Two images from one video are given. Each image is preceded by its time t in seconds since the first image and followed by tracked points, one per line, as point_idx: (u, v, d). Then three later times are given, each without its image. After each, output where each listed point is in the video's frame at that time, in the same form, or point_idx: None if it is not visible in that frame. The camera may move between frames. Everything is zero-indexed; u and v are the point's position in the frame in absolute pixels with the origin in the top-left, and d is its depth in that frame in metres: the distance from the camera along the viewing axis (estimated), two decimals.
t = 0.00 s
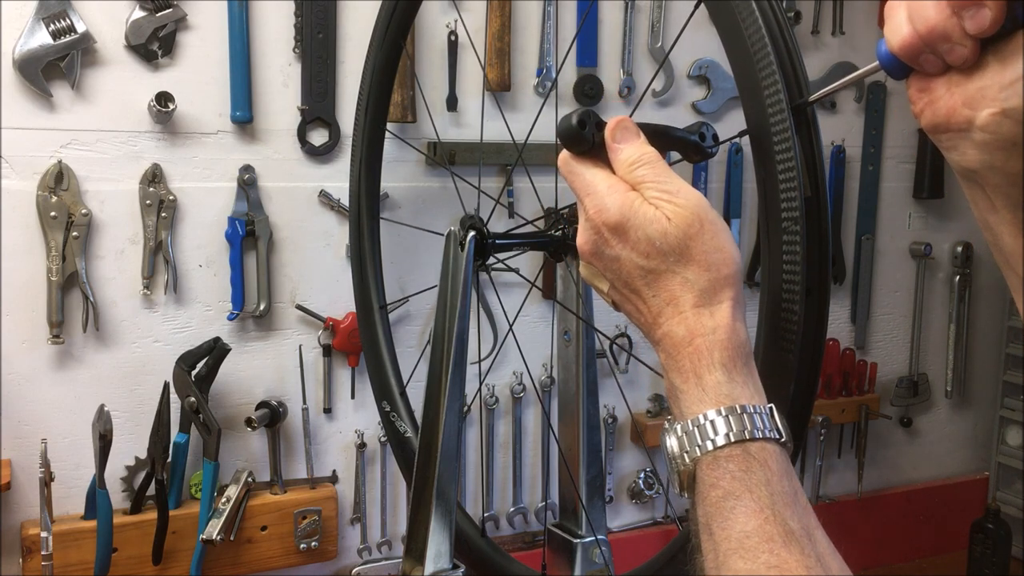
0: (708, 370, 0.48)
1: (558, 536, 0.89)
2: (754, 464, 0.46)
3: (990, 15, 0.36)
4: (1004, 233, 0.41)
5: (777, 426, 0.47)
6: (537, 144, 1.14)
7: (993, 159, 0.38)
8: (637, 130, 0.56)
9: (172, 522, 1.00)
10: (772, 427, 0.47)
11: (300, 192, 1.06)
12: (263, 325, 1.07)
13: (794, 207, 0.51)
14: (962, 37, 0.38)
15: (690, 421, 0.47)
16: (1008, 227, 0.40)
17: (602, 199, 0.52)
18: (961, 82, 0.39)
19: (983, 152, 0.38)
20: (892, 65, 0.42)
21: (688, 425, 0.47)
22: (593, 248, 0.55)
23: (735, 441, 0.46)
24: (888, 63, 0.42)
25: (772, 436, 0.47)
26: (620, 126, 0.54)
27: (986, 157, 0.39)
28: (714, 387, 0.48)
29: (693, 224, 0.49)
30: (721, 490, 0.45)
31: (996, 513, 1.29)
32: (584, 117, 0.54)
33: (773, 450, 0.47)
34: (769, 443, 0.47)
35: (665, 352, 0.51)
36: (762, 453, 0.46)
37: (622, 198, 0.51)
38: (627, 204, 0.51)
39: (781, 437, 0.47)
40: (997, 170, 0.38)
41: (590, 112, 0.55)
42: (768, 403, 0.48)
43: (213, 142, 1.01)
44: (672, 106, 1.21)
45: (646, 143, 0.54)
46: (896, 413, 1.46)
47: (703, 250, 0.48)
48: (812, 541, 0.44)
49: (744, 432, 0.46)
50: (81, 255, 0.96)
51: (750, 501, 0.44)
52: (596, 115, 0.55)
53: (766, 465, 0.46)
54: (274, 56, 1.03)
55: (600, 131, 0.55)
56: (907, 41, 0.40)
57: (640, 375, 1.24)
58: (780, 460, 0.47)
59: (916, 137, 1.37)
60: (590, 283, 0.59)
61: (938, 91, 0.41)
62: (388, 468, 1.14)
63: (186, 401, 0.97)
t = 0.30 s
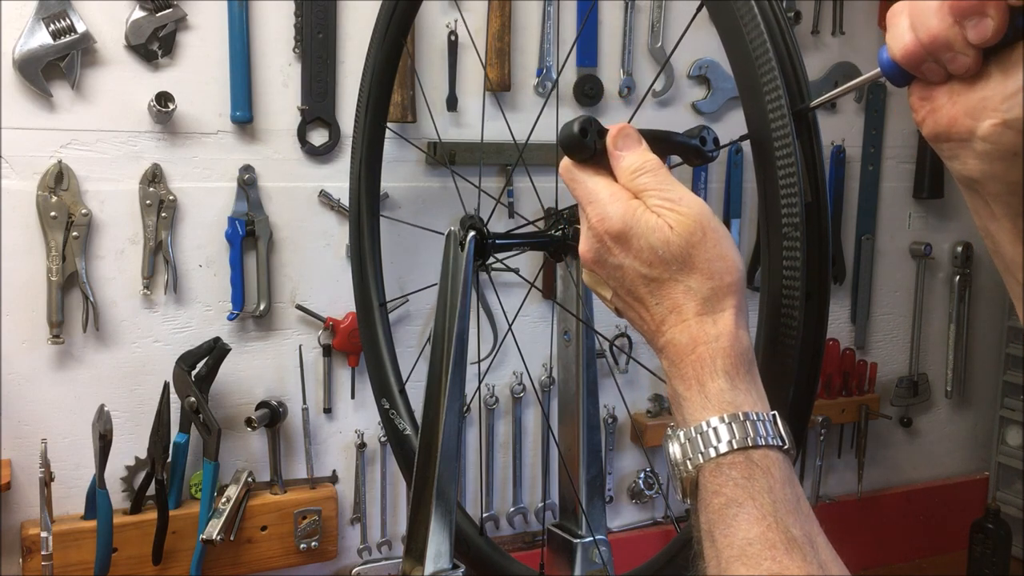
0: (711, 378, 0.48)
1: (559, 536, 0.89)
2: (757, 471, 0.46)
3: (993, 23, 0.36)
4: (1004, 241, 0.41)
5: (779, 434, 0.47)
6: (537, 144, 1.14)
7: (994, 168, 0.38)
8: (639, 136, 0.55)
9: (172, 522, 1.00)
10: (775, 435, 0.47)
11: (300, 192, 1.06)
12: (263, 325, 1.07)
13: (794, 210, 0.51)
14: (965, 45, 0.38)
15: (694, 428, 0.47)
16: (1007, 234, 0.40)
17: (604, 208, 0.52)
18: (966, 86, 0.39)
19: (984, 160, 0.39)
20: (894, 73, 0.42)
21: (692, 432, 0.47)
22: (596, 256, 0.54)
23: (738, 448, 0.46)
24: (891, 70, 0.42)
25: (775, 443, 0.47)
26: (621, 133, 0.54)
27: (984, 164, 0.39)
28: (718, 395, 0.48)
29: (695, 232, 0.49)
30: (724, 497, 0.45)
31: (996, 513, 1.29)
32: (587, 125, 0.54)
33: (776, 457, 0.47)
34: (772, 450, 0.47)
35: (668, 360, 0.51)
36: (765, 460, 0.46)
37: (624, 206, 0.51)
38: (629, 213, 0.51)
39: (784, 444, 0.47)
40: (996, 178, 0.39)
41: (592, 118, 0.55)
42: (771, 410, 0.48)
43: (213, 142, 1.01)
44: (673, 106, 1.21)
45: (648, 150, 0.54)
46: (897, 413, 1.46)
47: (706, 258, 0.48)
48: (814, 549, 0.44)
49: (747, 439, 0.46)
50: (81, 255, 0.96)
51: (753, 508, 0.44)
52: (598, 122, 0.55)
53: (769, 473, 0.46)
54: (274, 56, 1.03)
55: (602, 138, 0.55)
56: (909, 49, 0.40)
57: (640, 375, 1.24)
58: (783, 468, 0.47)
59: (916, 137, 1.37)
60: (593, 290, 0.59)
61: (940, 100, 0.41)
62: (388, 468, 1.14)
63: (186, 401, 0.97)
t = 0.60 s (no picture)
0: (695, 385, 0.47)
1: (558, 536, 0.89)
2: (743, 480, 0.46)
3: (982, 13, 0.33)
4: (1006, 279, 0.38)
5: (765, 441, 0.47)
6: (537, 144, 1.14)
7: (993, 203, 0.35)
8: (637, 129, 0.54)
9: (172, 522, 1.00)
10: (761, 443, 0.47)
11: (300, 192, 1.06)
12: (263, 325, 1.07)
13: (794, 210, 0.51)
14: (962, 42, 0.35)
15: (679, 437, 0.47)
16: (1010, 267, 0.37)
17: (579, 214, 0.51)
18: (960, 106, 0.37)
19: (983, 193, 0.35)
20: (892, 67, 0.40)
21: (677, 441, 0.47)
22: (575, 263, 0.53)
23: (724, 457, 0.46)
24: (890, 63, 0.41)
25: (761, 451, 0.47)
26: (621, 124, 0.53)
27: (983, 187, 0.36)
28: (703, 403, 0.47)
29: (673, 233, 0.47)
30: (710, 508, 0.45)
31: (997, 513, 1.29)
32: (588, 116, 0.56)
33: (762, 465, 0.47)
34: (758, 459, 0.47)
35: (652, 367, 0.50)
36: (751, 469, 0.46)
37: (598, 210, 0.50)
38: (603, 217, 0.50)
39: (770, 452, 0.47)
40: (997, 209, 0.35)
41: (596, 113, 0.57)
42: (756, 417, 0.48)
43: (213, 142, 1.01)
44: (672, 106, 1.21)
45: (643, 143, 0.52)
46: (897, 413, 1.46)
47: (684, 259, 0.47)
48: (804, 555, 0.44)
49: (733, 447, 0.46)
50: (81, 255, 0.96)
51: (739, 518, 0.44)
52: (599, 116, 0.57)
53: (755, 482, 0.46)
54: (274, 56, 1.03)
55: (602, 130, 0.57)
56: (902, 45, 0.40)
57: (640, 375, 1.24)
58: (769, 477, 0.47)
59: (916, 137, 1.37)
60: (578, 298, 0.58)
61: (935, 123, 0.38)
62: (388, 468, 1.14)
63: (186, 401, 0.97)
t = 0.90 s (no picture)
0: (699, 398, 0.48)
1: (558, 536, 0.89)
2: (745, 493, 0.46)
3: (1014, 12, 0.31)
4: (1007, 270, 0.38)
5: (768, 454, 0.47)
6: (538, 144, 1.14)
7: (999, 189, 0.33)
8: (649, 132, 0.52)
9: (172, 522, 1.00)
10: (763, 455, 0.47)
11: (300, 192, 1.06)
12: (263, 325, 1.07)
13: (794, 211, 0.51)
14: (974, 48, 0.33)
15: (682, 449, 0.47)
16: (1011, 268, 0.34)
17: (577, 232, 0.51)
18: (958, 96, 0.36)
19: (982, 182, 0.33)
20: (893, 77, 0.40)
21: (680, 454, 0.47)
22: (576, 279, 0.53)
23: (727, 470, 0.46)
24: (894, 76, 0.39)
25: (764, 464, 0.47)
26: (632, 124, 0.51)
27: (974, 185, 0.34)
28: (705, 416, 0.47)
29: (677, 250, 0.47)
30: (713, 520, 0.46)
31: (996, 513, 1.29)
32: (589, 138, 0.55)
33: (765, 478, 0.47)
34: (761, 471, 0.47)
35: (655, 380, 0.50)
36: (754, 481, 0.46)
37: (597, 228, 0.50)
38: (603, 235, 0.49)
39: (773, 465, 0.47)
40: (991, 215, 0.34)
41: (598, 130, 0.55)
42: (759, 429, 0.48)
43: (213, 142, 1.01)
44: (672, 106, 1.21)
45: (653, 149, 0.51)
46: (896, 413, 1.46)
47: (687, 275, 0.47)
48: (807, 568, 0.44)
49: (736, 460, 0.45)
50: (81, 255, 0.96)
51: (742, 531, 0.44)
52: (600, 132, 0.56)
53: (757, 494, 0.46)
54: (274, 56, 1.03)
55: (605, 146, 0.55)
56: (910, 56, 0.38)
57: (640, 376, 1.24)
58: (772, 489, 0.47)
59: (916, 137, 1.37)
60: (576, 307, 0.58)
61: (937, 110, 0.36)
62: (388, 468, 1.14)
63: (186, 401, 0.97)
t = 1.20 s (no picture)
0: (692, 393, 0.47)
1: (558, 536, 0.89)
2: (738, 490, 0.45)
3: (967, 6, 0.32)
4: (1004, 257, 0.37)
5: (760, 449, 0.47)
6: (538, 144, 1.14)
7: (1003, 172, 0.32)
8: (627, 137, 0.55)
9: (172, 522, 1.00)
10: (756, 450, 0.46)
11: (300, 192, 1.06)
12: (263, 325, 1.07)
13: (794, 213, 0.51)
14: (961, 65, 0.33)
15: (673, 446, 0.47)
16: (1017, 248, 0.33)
17: (567, 227, 0.51)
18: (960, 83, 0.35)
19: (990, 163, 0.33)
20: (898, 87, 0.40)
21: (672, 450, 0.47)
22: (564, 276, 0.53)
23: (719, 466, 0.45)
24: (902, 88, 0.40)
25: (756, 459, 0.46)
26: (614, 127, 0.54)
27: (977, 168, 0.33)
28: (698, 411, 0.47)
29: (667, 241, 0.48)
30: (705, 519, 0.45)
31: (997, 513, 1.29)
32: (588, 133, 0.54)
33: (757, 474, 0.47)
34: (754, 467, 0.46)
35: (647, 375, 0.50)
36: (746, 478, 0.46)
37: (587, 223, 0.50)
38: (594, 229, 0.49)
39: (765, 460, 0.47)
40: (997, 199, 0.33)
41: (593, 127, 0.55)
42: (751, 424, 0.48)
43: (213, 142, 1.01)
44: (672, 106, 1.21)
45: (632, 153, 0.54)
46: (896, 413, 1.46)
47: (678, 267, 0.48)
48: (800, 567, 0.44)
49: (728, 456, 0.45)
50: (81, 255, 0.96)
51: (735, 529, 0.44)
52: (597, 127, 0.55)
53: (750, 491, 0.45)
54: (274, 56, 1.03)
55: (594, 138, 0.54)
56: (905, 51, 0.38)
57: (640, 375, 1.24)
58: (765, 486, 0.47)
59: (916, 137, 1.37)
60: (563, 306, 0.58)
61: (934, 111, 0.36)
62: (388, 468, 1.14)
63: (186, 401, 0.97)
